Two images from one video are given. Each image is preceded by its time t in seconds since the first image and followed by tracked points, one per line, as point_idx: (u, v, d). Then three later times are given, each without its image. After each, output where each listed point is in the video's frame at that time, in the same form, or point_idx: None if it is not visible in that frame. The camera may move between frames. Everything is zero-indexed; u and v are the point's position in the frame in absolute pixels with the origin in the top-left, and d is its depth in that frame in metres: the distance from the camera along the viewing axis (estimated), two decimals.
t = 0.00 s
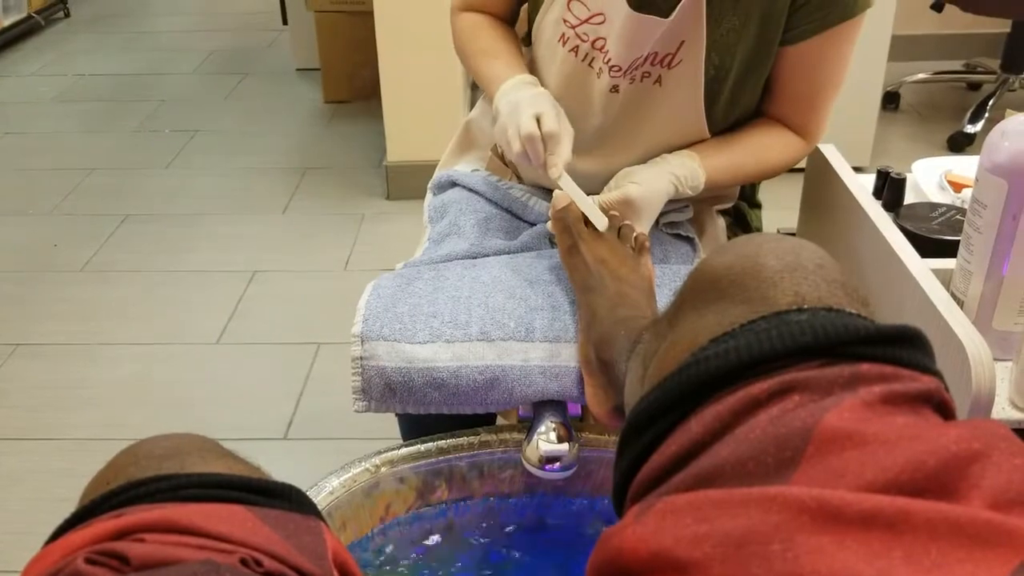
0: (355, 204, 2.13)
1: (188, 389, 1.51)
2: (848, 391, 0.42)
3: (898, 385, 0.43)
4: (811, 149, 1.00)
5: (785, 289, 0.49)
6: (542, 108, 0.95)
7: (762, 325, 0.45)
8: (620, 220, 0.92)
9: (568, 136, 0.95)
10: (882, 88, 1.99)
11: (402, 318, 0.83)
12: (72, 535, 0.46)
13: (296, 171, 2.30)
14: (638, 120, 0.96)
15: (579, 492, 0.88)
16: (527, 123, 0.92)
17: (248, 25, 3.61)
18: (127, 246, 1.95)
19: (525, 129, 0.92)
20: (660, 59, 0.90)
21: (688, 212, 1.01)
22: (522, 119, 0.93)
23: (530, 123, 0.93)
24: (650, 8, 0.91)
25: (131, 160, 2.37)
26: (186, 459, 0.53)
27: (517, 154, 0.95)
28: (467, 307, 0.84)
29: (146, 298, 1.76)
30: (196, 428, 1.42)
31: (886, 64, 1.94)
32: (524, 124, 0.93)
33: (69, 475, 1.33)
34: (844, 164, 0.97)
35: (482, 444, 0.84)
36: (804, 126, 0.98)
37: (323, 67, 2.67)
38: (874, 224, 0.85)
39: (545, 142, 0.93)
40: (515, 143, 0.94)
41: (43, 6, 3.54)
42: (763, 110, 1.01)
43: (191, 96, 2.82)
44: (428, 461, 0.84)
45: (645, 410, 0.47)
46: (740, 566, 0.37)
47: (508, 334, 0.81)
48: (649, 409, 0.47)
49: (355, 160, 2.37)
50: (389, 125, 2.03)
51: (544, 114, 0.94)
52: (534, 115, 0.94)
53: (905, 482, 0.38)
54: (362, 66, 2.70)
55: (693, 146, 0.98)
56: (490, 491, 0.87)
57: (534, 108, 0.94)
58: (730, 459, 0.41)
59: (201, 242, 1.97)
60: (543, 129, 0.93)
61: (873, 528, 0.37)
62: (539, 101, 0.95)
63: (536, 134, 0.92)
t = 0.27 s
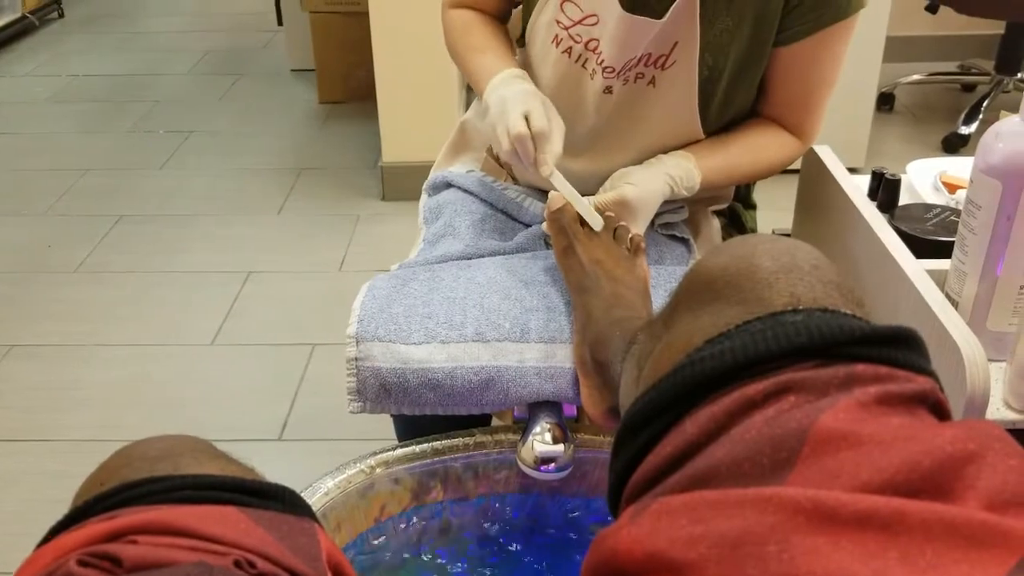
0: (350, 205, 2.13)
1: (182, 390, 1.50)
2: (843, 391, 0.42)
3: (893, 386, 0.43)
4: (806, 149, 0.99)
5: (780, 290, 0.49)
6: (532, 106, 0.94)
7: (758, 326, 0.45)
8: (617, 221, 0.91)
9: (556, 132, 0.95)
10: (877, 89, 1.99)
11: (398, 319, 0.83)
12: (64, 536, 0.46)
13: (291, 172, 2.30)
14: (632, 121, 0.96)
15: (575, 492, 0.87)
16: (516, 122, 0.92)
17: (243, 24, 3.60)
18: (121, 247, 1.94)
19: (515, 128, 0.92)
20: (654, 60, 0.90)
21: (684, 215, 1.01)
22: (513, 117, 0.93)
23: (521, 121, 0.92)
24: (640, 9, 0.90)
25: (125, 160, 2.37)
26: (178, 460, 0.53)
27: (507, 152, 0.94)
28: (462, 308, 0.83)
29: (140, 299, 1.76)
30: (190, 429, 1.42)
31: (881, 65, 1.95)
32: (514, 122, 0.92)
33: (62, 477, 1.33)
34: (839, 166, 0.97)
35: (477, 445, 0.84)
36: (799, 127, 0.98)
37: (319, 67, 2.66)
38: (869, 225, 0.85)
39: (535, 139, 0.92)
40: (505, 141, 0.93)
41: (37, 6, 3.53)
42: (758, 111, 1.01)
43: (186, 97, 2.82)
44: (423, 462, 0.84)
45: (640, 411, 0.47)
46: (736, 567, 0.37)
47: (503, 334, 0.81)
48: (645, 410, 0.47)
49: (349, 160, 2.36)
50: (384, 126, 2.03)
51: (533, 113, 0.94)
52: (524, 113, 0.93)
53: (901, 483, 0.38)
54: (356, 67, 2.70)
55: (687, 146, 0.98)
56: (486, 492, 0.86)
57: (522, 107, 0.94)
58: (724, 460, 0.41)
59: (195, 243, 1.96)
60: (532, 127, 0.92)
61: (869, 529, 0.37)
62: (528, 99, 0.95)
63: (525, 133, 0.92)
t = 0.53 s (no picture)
0: (344, 206, 2.12)
1: (176, 391, 1.50)
2: (838, 393, 0.42)
3: (887, 388, 0.43)
4: (800, 150, 1.00)
5: (775, 291, 0.49)
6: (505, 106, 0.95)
7: (752, 328, 0.45)
8: (612, 222, 0.92)
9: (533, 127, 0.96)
10: (871, 90, 2.00)
11: (392, 320, 0.83)
12: (57, 538, 0.46)
13: (286, 173, 2.29)
14: (627, 123, 0.96)
15: (570, 492, 0.87)
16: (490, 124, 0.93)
17: (238, 25, 3.60)
18: (115, 248, 1.94)
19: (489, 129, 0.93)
20: (648, 62, 0.90)
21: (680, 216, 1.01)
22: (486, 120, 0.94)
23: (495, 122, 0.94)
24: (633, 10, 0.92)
25: (119, 161, 2.36)
26: (172, 462, 0.53)
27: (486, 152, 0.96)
28: (457, 309, 0.83)
29: (134, 300, 1.75)
30: (184, 431, 1.41)
31: (875, 67, 1.95)
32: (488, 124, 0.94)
33: (55, 479, 1.32)
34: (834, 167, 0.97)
35: (472, 446, 0.84)
36: (793, 128, 0.98)
37: (314, 68, 2.66)
38: (864, 225, 0.85)
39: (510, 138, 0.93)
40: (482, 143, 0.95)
41: (31, 6, 3.52)
42: (752, 112, 1.01)
43: (180, 97, 2.81)
44: (418, 463, 0.83)
45: (635, 412, 0.47)
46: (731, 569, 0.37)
47: (498, 335, 0.81)
48: (640, 412, 0.47)
49: (344, 161, 2.36)
50: (379, 127, 2.03)
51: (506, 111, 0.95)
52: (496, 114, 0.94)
53: (895, 484, 0.38)
54: (351, 67, 2.69)
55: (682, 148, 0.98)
56: (481, 492, 0.86)
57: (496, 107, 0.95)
58: (719, 462, 0.41)
59: (189, 243, 1.96)
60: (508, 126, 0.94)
61: (863, 530, 0.37)
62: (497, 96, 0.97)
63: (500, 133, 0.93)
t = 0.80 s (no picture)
0: (341, 208, 2.12)
1: (172, 394, 1.50)
2: (834, 396, 0.42)
3: (884, 391, 0.43)
4: (796, 151, 1.00)
5: (772, 294, 0.49)
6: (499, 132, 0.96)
7: (749, 331, 0.45)
8: (610, 225, 0.92)
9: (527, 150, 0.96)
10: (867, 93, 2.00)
11: (389, 323, 0.83)
12: (52, 542, 0.46)
13: (282, 175, 2.29)
14: (624, 126, 0.96)
15: (567, 496, 0.87)
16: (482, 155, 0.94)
17: (234, 27, 3.60)
18: (111, 250, 1.94)
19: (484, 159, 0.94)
20: (645, 67, 0.90)
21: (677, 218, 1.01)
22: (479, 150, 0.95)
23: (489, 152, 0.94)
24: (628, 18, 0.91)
25: (115, 163, 2.36)
26: (168, 465, 0.53)
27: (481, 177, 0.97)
28: (453, 312, 0.83)
29: (130, 302, 1.75)
30: (180, 434, 1.41)
31: (871, 69, 1.95)
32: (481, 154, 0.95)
33: (50, 482, 1.32)
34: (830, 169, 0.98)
35: (469, 449, 0.84)
36: (789, 129, 0.98)
37: (311, 70, 2.66)
38: (860, 228, 0.86)
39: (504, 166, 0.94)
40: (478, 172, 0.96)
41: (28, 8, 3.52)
42: (748, 114, 1.01)
43: (177, 100, 2.81)
44: (415, 466, 0.83)
45: (632, 415, 0.47)
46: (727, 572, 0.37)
47: (495, 338, 0.81)
48: (636, 415, 0.47)
49: (341, 164, 2.36)
50: (375, 130, 2.03)
51: (497, 136, 0.95)
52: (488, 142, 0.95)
53: (892, 487, 0.38)
54: (348, 70, 2.69)
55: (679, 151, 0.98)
56: (477, 495, 0.86)
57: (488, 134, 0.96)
58: (716, 465, 0.41)
59: (186, 246, 1.95)
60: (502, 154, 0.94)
61: (860, 532, 0.37)
62: (489, 121, 0.97)
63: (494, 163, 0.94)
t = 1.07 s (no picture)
0: (340, 209, 2.12)
1: (171, 394, 1.50)
2: (833, 398, 0.42)
3: (882, 393, 0.43)
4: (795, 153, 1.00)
5: (769, 296, 0.49)
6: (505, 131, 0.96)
7: (746, 333, 0.45)
8: (609, 227, 0.91)
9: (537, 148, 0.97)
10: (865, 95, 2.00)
11: (388, 324, 0.83)
12: (51, 544, 0.46)
13: (281, 176, 2.29)
14: (621, 129, 0.96)
15: (566, 497, 0.87)
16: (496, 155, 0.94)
17: (233, 28, 3.60)
18: (110, 251, 1.94)
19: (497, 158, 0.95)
20: (641, 70, 0.90)
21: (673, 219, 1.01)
22: (488, 148, 0.95)
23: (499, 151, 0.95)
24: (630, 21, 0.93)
25: (114, 164, 2.36)
26: (166, 467, 0.53)
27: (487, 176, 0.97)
28: (452, 313, 0.83)
29: (129, 303, 1.75)
30: (179, 435, 1.41)
31: (870, 71, 1.96)
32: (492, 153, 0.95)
33: (49, 483, 1.32)
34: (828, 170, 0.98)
35: (467, 450, 0.84)
36: (787, 131, 0.98)
37: (309, 71, 2.66)
38: (858, 229, 0.86)
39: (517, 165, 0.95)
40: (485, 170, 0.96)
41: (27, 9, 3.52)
42: (746, 116, 1.01)
43: (176, 100, 2.81)
44: (413, 467, 0.84)
45: (631, 417, 0.47)
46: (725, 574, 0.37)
47: (493, 339, 0.81)
48: (635, 416, 0.47)
49: (340, 165, 2.36)
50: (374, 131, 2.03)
51: (506, 137, 0.96)
52: (497, 140, 0.96)
53: (890, 489, 0.39)
54: (347, 71, 2.69)
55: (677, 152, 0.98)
56: (476, 496, 0.86)
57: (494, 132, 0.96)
58: (714, 467, 0.41)
59: (185, 247, 1.95)
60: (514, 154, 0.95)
61: (857, 534, 0.37)
62: (495, 124, 0.97)
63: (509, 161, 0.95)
